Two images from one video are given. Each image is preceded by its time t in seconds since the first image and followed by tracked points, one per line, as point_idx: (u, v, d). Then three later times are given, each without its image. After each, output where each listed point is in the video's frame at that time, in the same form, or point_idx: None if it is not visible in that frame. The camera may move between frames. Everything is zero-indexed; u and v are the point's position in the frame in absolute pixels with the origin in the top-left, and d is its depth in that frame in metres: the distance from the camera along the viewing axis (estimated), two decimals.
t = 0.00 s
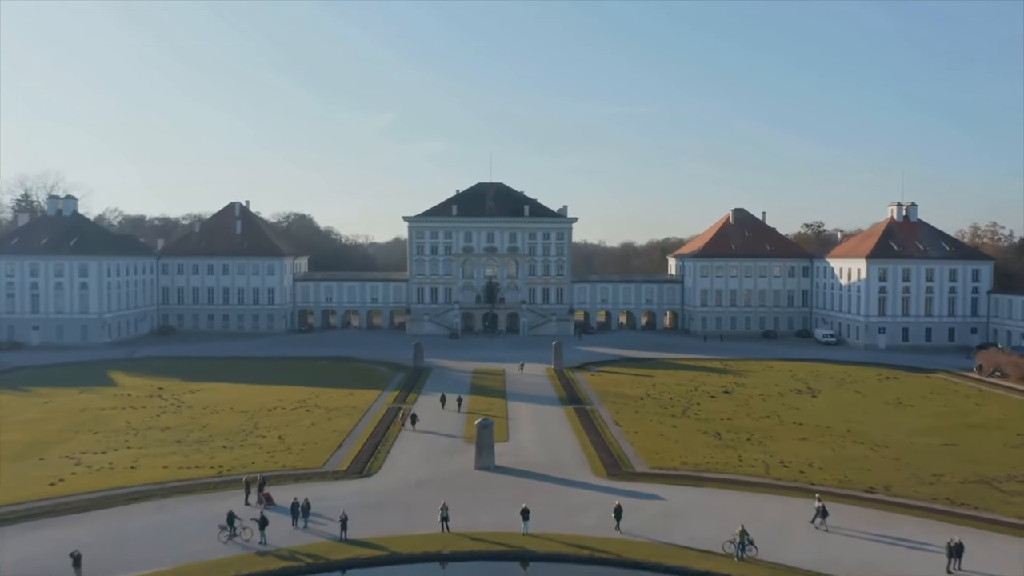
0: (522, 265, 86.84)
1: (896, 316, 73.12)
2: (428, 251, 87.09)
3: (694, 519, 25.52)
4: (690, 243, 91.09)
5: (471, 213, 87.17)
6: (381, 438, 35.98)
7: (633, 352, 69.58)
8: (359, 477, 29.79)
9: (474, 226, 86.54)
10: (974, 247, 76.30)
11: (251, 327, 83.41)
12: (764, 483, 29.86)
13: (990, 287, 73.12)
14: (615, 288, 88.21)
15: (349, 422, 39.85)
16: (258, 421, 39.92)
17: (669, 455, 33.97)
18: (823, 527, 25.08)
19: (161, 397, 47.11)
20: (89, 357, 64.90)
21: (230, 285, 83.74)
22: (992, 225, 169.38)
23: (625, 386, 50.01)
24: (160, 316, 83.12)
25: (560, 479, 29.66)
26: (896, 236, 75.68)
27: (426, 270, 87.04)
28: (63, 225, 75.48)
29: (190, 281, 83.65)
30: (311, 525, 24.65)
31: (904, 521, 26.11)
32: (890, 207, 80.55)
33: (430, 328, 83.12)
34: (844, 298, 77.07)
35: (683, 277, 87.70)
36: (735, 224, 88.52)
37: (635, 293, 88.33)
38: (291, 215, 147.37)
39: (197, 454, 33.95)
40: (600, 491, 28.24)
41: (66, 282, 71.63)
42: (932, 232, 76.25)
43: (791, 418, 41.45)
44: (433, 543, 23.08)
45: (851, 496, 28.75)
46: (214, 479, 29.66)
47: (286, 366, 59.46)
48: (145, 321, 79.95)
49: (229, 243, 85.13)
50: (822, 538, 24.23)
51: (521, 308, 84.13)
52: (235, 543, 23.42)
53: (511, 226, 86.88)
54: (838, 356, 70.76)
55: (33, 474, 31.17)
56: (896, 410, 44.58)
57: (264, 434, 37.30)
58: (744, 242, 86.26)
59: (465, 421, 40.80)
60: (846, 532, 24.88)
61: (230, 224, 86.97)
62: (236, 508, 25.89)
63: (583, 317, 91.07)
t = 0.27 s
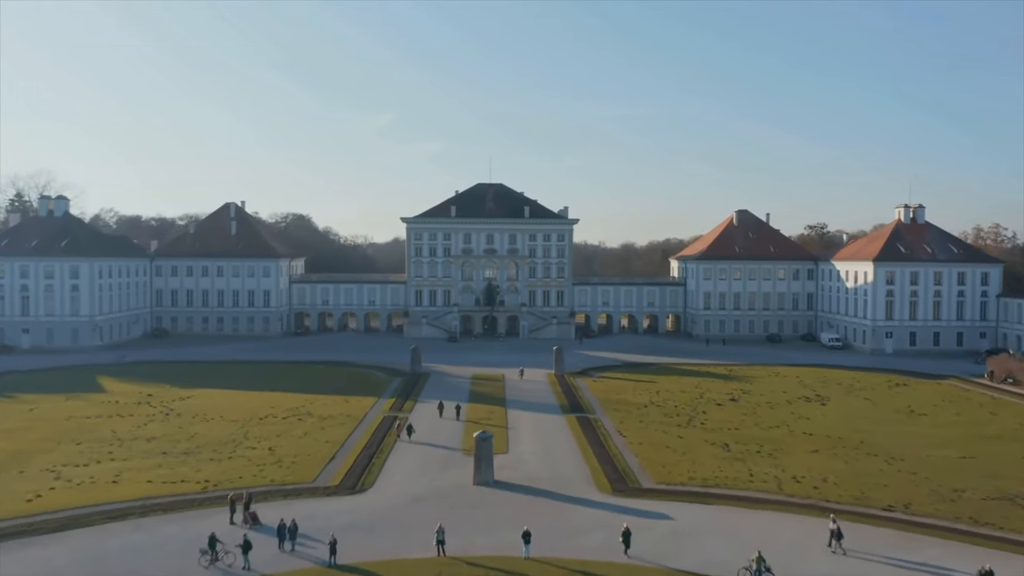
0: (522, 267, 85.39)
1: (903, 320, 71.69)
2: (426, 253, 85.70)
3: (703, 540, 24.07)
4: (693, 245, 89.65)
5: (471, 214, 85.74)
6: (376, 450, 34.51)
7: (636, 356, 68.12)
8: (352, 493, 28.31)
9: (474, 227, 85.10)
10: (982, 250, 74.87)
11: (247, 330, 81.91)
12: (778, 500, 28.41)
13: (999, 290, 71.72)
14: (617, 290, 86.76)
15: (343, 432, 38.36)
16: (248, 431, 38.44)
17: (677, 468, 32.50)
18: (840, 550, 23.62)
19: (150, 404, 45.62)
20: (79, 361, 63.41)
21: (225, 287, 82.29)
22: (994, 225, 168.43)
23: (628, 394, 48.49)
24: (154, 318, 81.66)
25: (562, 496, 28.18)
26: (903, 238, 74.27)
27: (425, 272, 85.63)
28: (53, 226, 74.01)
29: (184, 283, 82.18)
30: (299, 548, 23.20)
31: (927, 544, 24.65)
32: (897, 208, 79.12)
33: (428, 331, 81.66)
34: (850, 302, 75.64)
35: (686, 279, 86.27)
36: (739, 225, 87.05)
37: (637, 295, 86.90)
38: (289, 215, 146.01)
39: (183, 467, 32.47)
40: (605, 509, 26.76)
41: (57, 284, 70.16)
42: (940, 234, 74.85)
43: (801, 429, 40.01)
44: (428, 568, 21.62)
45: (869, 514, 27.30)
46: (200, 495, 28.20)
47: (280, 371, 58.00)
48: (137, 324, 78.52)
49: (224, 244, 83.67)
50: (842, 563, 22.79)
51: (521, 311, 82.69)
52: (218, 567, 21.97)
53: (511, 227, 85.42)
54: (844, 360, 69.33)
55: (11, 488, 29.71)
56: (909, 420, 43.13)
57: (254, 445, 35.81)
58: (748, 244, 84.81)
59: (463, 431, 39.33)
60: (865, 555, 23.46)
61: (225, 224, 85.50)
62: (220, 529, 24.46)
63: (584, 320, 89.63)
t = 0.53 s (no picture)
0: (522, 269, 83.99)
1: (911, 325, 70.31)
2: (424, 254, 84.29)
3: (715, 565, 22.64)
4: (696, 247, 88.22)
5: (470, 215, 84.34)
6: (370, 462, 33.09)
7: (638, 361, 66.69)
8: (343, 511, 26.92)
9: (473, 228, 83.69)
10: (991, 252, 73.53)
11: (241, 333, 80.46)
12: (791, 519, 26.99)
13: (1008, 294, 70.38)
14: (619, 293, 85.33)
15: (336, 443, 36.94)
16: (238, 441, 36.98)
17: (685, 483, 31.06)
18: None
19: (137, 412, 44.16)
20: (69, 366, 61.93)
21: (220, 289, 80.84)
22: (997, 227, 167.30)
23: (632, 401, 47.03)
24: (147, 320, 80.20)
25: (565, 515, 26.74)
26: (910, 241, 72.92)
27: (423, 274, 84.23)
28: (44, 227, 72.55)
29: (178, 285, 80.72)
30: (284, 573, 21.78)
31: (952, 568, 23.21)
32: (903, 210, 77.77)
33: (427, 334, 80.23)
34: (856, 305, 74.26)
35: (689, 282, 84.85)
36: (742, 227, 85.64)
37: (638, 298, 85.47)
38: (287, 216, 144.59)
39: (167, 482, 31.06)
40: (610, 530, 25.35)
41: (47, 286, 68.72)
42: (947, 236, 73.50)
43: (812, 440, 38.58)
44: None
45: (889, 535, 25.87)
46: (183, 514, 26.80)
47: (274, 377, 56.55)
48: (130, 326, 77.05)
49: (219, 245, 82.22)
50: None
51: (521, 314, 81.27)
52: None
53: (511, 228, 84.01)
54: (851, 366, 67.93)
55: None
56: (922, 430, 41.71)
57: (243, 457, 34.38)
58: (752, 246, 83.40)
59: (461, 442, 37.91)
60: None
61: (220, 225, 84.06)
62: (201, 554, 23.04)
63: (585, 323, 88.18)
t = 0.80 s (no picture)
0: (522, 271, 82.76)
1: (918, 328, 69.06)
2: (423, 256, 83.05)
3: None
4: (698, 249, 87.00)
5: (470, 216, 83.11)
6: (364, 474, 31.85)
7: (640, 365, 65.45)
8: (336, 528, 25.70)
9: (473, 229, 82.43)
10: (999, 255, 72.36)
11: (237, 335, 79.17)
12: (804, 536, 25.76)
13: (1017, 297, 69.21)
14: (620, 295, 84.07)
15: (330, 453, 35.68)
16: (228, 451, 35.70)
17: (692, 497, 29.82)
18: None
19: (126, 419, 42.88)
20: (59, 369, 60.64)
21: (215, 291, 79.54)
22: (999, 228, 166.32)
23: (635, 408, 45.78)
24: (141, 323, 78.89)
25: (567, 533, 25.47)
26: (917, 243, 71.71)
27: (421, 276, 82.98)
28: (36, 227, 71.26)
29: (172, 286, 79.43)
30: None
31: None
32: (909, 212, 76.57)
33: (425, 337, 78.97)
34: (862, 309, 73.02)
35: (691, 284, 83.61)
36: (745, 229, 84.41)
37: (640, 300, 84.23)
38: (285, 216, 143.33)
39: (154, 495, 29.83)
40: (616, 549, 24.13)
41: (38, 287, 67.44)
42: (955, 239, 72.32)
43: (822, 450, 37.34)
44: None
45: (908, 554, 24.64)
46: (167, 530, 25.58)
47: (268, 382, 55.29)
48: (123, 329, 75.76)
49: (214, 246, 80.92)
50: None
51: (521, 317, 80.02)
52: None
53: (511, 230, 82.78)
54: (857, 370, 66.70)
55: None
56: (935, 439, 40.48)
57: (233, 468, 33.10)
58: (755, 247, 82.15)
59: (459, 452, 36.66)
60: None
61: (216, 226, 82.78)
62: None
63: (586, 326, 86.90)
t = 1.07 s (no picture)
0: (522, 273, 81.34)
1: (927, 333, 67.61)
2: (421, 257, 81.62)
3: None
4: (701, 251, 85.57)
5: (469, 217, 81.68)
6: (357, 490, 30.42)
7: (643, 371, 64.04)
8: (326, 550, 24.30)
9: (472, 231, 81.01)
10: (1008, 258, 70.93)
11: (232, 338, 77.74)
12: (821, 560, 24.33)
13: None
14: (622, 298, 82.64)
15: (322, 465, 34.24)
16: (216, 464, 34.28)
17: (701, 515, 28.39)
18: None
19: (113, 428, 41.46)
20: (48, 374, 59.20)
21: (209, 293, 78.08)
22: (1003, 228, 164.99)
23: (639, 417, 44.34)
24: (134, 325, 77.49)
25: (571, 556, 24.07)
26: (925, 246, 70.29)
27: (420, 278, 81.55)
28: (26, 228, 69.83)
29: (166, 288, 78.00)
30: None
31: None
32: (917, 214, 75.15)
33: (423, 341, 77.53)
34: (869, 313, 71.57)
35: (694, 287, 82.19)
36: (749, 230, 82.98)
37: (642, 303, 82.81)
38: (283, 216, 142.00)
39: (135, 512, 28.41)
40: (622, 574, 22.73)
41: (28, 290, 66.04)
42: (964, 242, 70.91)
43: (834, 463, 35.92)
44: None
45: None
46: (147, 553, 24.17)
47: (262, 388, 53.86)
48: (115, 332, 74.36)
49: (208, 248, 79.46)
50: None
51: (521, 320, 78.59)
52: None
53: (511, 231, 81.34)
54: (865, 376, 65.28)
55: None
56: (950, 451, 39.05)
57: (220, 482, 31.68)
58: (759, 250, 80.71)
59: (457, 465, 35.22)
60: None
61: (211, 227, 81.36)
62: None
63: (587, 329, 85.47)
